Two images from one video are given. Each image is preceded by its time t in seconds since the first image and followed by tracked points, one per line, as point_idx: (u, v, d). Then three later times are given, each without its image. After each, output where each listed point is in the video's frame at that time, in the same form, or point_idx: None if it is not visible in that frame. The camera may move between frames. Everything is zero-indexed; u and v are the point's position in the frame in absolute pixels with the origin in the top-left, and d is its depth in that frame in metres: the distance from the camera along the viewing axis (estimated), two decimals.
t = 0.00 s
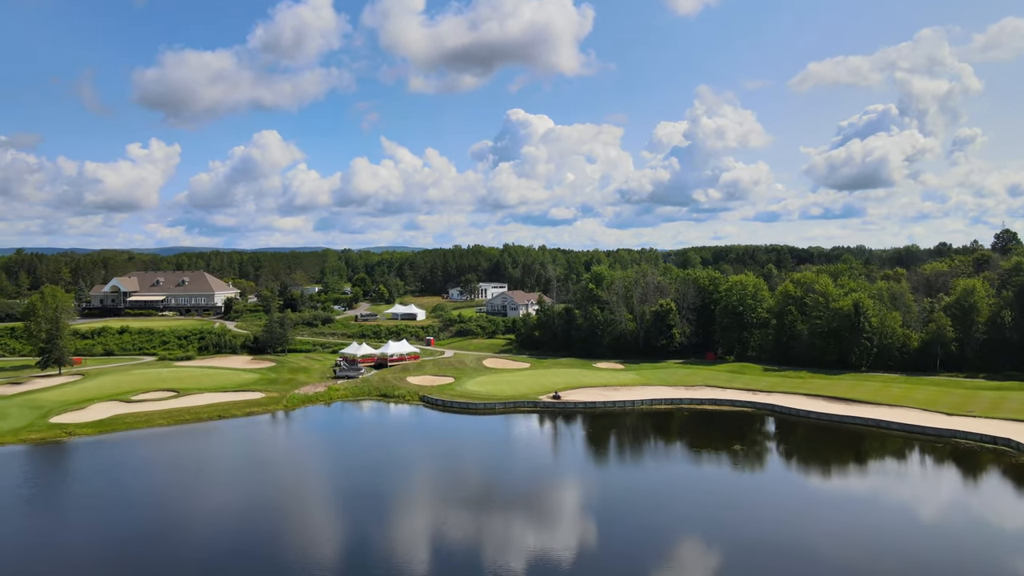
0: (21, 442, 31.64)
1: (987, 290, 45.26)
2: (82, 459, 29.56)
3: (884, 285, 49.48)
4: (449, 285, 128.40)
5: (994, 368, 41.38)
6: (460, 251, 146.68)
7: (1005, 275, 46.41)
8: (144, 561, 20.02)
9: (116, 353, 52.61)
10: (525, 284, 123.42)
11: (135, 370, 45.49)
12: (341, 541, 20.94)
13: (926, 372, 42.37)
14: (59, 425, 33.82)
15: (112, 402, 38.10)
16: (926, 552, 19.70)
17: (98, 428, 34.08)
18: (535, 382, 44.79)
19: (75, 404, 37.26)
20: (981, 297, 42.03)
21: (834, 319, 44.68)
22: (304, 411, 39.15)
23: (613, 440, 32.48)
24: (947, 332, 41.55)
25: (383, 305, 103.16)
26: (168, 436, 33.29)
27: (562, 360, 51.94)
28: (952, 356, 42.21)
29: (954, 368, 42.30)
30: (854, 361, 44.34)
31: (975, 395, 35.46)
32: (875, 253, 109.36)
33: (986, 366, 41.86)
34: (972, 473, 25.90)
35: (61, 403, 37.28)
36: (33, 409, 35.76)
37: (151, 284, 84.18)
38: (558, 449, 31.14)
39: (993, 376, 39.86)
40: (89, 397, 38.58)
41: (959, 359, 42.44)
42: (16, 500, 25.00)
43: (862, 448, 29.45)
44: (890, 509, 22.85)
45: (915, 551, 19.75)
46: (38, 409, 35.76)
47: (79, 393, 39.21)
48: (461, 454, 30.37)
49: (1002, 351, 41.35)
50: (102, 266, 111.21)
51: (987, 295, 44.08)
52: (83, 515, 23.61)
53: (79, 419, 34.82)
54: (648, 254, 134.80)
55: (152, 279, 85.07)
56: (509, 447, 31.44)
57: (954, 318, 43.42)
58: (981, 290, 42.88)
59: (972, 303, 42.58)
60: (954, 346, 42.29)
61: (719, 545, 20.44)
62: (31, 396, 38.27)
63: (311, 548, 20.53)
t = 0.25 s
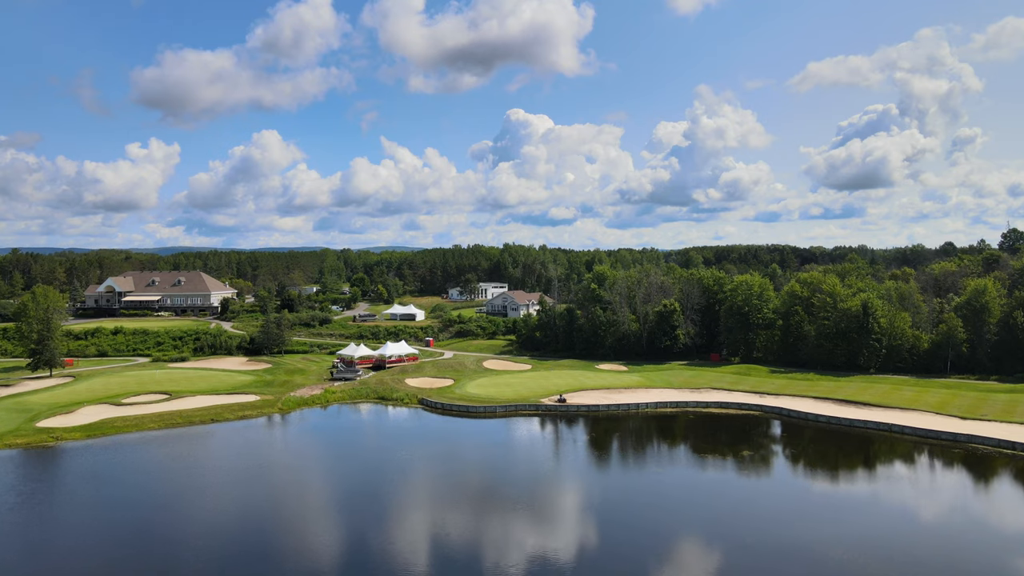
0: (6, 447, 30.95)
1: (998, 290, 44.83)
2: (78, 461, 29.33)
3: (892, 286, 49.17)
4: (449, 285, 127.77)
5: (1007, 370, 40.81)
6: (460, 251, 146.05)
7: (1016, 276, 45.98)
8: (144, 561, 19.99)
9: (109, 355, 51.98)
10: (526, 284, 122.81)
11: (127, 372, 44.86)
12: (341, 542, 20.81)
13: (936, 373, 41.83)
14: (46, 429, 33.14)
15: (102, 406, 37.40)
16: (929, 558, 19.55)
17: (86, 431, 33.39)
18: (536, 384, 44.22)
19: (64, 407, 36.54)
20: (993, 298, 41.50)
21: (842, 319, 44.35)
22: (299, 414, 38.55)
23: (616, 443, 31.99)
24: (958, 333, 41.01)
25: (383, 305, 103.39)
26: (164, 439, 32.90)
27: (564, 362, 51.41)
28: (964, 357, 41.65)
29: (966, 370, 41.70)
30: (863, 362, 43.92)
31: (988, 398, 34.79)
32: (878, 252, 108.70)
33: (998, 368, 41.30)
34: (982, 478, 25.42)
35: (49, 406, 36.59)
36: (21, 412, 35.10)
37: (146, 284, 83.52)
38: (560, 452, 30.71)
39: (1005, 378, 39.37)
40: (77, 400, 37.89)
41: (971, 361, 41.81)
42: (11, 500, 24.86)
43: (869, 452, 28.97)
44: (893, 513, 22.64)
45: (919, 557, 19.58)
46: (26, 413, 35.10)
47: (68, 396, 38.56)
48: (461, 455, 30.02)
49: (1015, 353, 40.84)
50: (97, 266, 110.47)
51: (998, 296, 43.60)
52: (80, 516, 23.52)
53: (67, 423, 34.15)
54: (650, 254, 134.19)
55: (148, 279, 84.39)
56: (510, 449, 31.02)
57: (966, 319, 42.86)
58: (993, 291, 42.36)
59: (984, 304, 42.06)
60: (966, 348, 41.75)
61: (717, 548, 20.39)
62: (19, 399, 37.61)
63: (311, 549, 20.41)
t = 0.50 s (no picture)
0: None
1: (1009, 290, 44.34)
2: (75, 462, 29.13)
3: (901, 286, 48.70)
4: (449, 285, 127.27)
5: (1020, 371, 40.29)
6: (460, 250, 145.50)
7: None
8: (135, 561, 19.67)
9: (103, 356, 51.41)
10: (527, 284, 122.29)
11: (119, 374, 44.29)
12: (338, 542, 20.47)
13: (948, 375, 41.31)
14: (32, 433, 32.48)
15: (92, 409, 36.77)
16: (940, 561, 19.11)
17: (73, 435, 32.70)
18: (538, 387, 43.67)
19: (53, 411, 35.89)
20: (1005, 298, 41.06)
21: (851, 320, 43.90)
22: (295, 417, 37.95)
23: (619, 446, 31.46)
24: (969, 335, 40.56)
25: (382, 305, 103.25)
26: (161, 442, 32.42)
27: (567, 364, 50.88)
28: (976, 358, 41.15)
29: (978, 371, 41.19)
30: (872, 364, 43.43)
31: (1003, 402, 34.23)
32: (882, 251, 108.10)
33: (1011, 369, 40.80)
34: (994, 482, 24.88)
35: (37, 409, 35.91)
36: (8, 416, 34.46)
37: (142, 284, 82.99)
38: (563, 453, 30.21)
39: (1018, 381, 38.93)
40: (66, 404, 37.22)
41: (983, 362, 41.32)
42: (5, 500, 24.65)
43: (877, 456, 28.44)
44: (903, 516, 22.17)
45: (929, 560, 19.15)
46: (13, 416, 34.46)
47: (57, 399, 37.92)
48: (462, 455, 29.57)
49: None
50: (93, 266, 109.94)
51: (1010, 296, 43.14)
52: (75, 516, 23.20)
53: (55, 427, 33.50)
54: (652, 254, 133.61)
55: (143, 279, 83.85)
56: (511, 450, 30.53)
57: (978, 320, 42.38)
58: (1005, 291, 41.91)
59: (996, 304, 41.63)
60: (978, 349, 41.25)
61: (718, 546, 20.05)
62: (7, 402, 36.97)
63: (309, 548, 20.08)
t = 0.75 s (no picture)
0: None
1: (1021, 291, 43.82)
2: (69, 466, 28.67)
3: (910, 286, 48.18)
4: (449, 285, 126.70)
5: None
6: (461, 250, 144.91)
7: None
8: (133, 562, 19.40)
9: (96, 357, 50.81)
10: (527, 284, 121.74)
11: (111, 377, 43.70)
12: (335, 541, 20.18)
13: (959, 378, 40.76)
14: (19, 437, 31.83)
15: (81, 413, 36.09)
16: (951, 564, 18.69)
17: (59, 440, 32.02)
18: (539, 389, 43.11)
19: (40, 415, 35.24)
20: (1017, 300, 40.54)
21: (860, 321, 43.40)
22: (291, 421, 37.37)
23: (623, 449, 30.94)
24: (981, 336, 40.04)
25: (378, 305, 103.28)
26: (157, 447, 31.96)
27: (569, 365, 50.32)
28: (988, 360, 40.60)
29: (990, 373, 40.66)
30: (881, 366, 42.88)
31: (1016, 406, 33.60)
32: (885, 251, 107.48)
33: None
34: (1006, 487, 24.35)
35: (24, 413, 35.27)
36: None
37: (137, 284, 82.45)
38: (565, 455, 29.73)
39: None
40: (54, 407, 36.57)
41: (995, 364, 40.77)
42: None
43: (886, 460, 27.91)
44: (913, 519, 21.74)
45: (940, 563, 18.74)
46: None
47: (46, 403, 37.29)
48: (463, 456, 29.15)
49: None
50: (89, 265, 109.32)
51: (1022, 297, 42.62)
52: (72, 518, 22.90)
53: (42, 431, 32.84)
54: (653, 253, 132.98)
55: (138, 279, 83.30)
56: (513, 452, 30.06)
57: (990, 321, 41.86)
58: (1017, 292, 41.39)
59: (1008, 305, 41.12)
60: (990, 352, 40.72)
61: (719, 547, 19.71)
62: None
63: (309, 549, 19.74)
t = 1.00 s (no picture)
0: None
1: None
2: (61, 470, 28.10)
3: (920, 286, 47.67)
4: (449, 285, 126.19)
5: None
6: (461, 250, 144.31)
7: None
8: (130, 563, 18.92)
9: (90, 359, 50.27)
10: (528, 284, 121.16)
11: (102, 379, 43.04)
12: (335, 541, 19.70)
13: (971, 380, 40.23)
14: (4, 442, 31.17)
15: (69, 417, 35.47)
16: (968, 568, 18.17)
17: (44, 444, 31.32)
18: (541, 392, 42.53)
19: (27, 419, 34.59)
20: None
21: (870, 321, 42.86)
22: (287, 424, 36.75)
23: (626, 453, 30.36)
24: (994, 337, 39.52)
25: (378, 305, 102.97)
26: (152, 449, 31.39)
27: (571, 367, 49.75)
28: (1000, 362, 40.10)
29: (1003, 375, 40.13)
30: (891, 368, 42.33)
31: None
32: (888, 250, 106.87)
33: None
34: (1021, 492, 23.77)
35: (11, 417, 34.61)
36: None
37: (133, 284, 81.89)
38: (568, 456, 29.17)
39: None
40: (41, 411, 35.90)
41: (1008, 367, 40.24)
42: None
43: (895, 465, 27.32)
44: (926, 523, 21.20)
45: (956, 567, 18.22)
46: None
47: (34, 407, 36.61)
48: (464, 456, 28.60)
49: None
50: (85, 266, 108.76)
51: None
52: (66, 519, 22.39)
53: (28, 435, 32.18)
54: (654, 253, 132.37)
55: (134, 279, 82.72)
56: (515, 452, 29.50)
57: (1003, 322, 41.35)
58: None
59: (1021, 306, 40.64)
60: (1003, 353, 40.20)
61: (720, 547, 19.26)
62: None
63: (308, 548, 19.23)
